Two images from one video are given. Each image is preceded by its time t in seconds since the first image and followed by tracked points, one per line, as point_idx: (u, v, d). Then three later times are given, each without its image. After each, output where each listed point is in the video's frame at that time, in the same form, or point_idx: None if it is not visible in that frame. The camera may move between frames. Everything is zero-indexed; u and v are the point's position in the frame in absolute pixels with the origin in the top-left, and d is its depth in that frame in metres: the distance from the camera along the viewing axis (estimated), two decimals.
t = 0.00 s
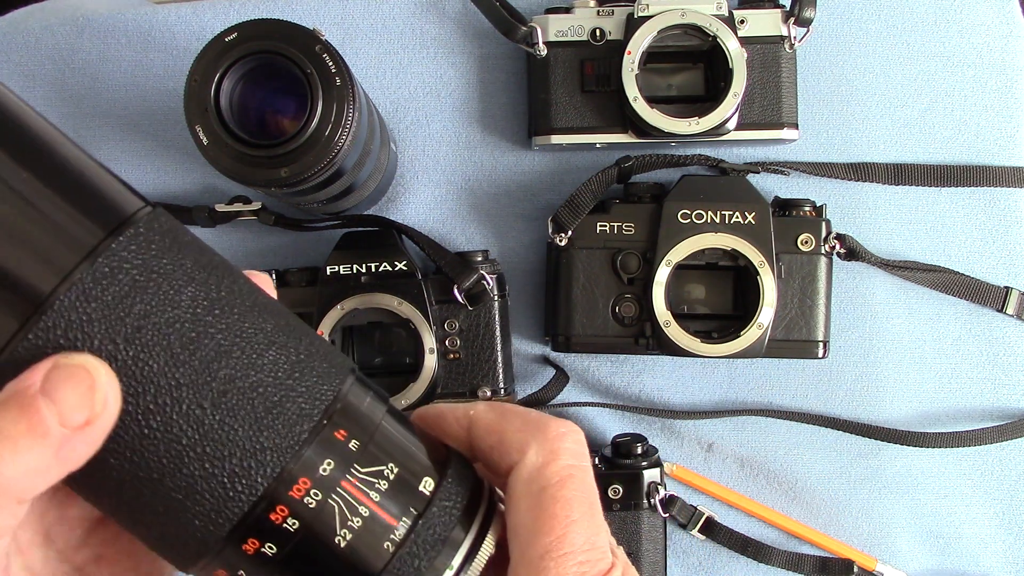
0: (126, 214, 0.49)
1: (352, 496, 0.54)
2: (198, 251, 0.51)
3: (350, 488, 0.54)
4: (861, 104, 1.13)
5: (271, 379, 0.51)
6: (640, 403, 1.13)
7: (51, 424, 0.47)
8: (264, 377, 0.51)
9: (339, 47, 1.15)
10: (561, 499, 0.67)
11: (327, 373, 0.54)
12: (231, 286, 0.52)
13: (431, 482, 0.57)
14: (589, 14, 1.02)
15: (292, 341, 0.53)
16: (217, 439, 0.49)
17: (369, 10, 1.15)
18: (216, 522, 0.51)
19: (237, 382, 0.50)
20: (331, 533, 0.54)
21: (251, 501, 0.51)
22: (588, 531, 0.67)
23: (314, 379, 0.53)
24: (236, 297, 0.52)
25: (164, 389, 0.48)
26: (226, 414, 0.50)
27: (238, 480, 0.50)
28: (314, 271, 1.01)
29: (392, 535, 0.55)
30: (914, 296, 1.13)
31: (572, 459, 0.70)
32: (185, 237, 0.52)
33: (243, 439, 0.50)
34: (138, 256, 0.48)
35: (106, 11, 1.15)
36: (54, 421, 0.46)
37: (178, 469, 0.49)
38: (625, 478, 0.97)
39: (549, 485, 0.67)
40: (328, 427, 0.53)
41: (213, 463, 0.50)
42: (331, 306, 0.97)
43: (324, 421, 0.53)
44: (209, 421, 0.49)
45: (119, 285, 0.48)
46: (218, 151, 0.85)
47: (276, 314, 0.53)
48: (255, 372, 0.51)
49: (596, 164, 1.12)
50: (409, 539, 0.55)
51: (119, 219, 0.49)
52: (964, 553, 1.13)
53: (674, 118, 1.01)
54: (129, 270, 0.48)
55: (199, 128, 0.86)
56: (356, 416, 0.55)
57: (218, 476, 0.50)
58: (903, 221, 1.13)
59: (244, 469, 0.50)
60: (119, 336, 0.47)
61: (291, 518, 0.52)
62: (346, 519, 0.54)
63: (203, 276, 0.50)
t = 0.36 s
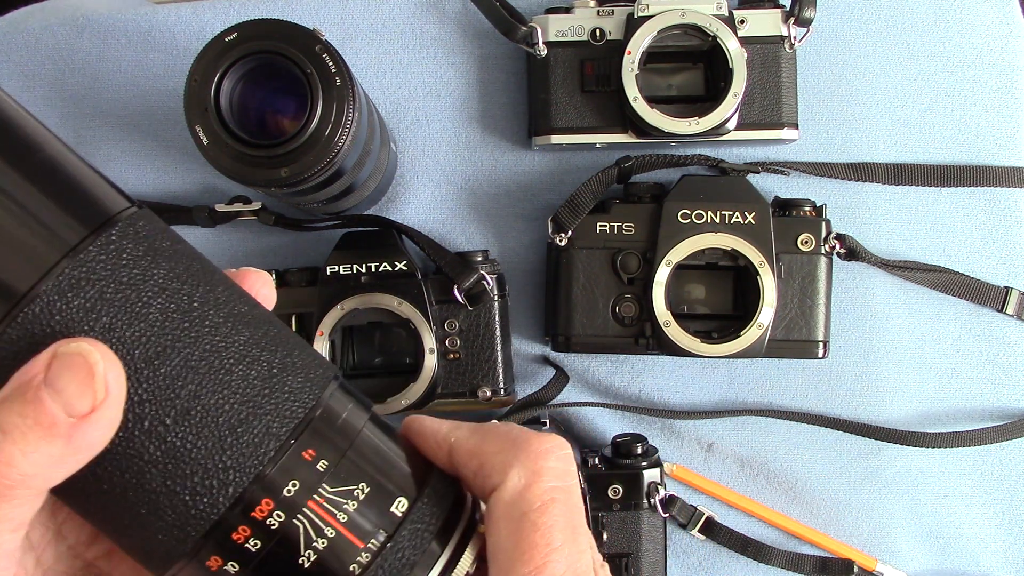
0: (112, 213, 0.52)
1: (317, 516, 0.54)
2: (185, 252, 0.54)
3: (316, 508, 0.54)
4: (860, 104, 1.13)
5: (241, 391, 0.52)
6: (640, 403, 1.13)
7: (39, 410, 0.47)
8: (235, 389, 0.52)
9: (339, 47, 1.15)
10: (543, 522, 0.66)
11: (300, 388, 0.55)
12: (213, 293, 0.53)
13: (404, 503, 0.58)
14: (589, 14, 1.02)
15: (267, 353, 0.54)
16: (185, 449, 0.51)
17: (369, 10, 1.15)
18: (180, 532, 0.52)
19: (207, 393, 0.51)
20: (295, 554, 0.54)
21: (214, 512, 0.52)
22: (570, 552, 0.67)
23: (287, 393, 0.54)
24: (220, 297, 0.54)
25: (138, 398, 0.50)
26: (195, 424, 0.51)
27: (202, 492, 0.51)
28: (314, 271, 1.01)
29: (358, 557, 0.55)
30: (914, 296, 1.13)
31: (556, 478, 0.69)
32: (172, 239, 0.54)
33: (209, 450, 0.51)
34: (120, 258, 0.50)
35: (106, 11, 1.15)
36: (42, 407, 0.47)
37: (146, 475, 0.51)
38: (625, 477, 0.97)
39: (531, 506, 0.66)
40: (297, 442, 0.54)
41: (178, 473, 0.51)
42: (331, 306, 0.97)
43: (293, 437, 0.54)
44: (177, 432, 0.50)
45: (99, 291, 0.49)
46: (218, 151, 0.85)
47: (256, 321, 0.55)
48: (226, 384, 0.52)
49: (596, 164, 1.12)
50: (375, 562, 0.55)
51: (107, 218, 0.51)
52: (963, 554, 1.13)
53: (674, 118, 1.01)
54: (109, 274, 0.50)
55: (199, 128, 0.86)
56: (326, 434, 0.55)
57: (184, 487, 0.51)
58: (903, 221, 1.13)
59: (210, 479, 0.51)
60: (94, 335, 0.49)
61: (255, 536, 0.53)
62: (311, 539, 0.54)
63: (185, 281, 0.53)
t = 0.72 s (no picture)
0: (99, 210, 0.45)
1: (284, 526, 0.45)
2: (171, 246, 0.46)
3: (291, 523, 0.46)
4: (860, 104, 1.13)
5: (227, 392, 0.45)
6: (640, 403, 1.13)
7: (22, 406, 0.45)
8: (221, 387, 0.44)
9: (339, 47, 1.15)
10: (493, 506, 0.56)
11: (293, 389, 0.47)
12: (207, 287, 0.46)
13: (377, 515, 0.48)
14: (589, 14, 1.02)
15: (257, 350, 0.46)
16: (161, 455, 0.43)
17: (369, 10, 1.15)
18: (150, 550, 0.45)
19: (190, 392, 0.44)
20: (265, 566, 0.45)
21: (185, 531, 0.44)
22: (521, 539, 0.57)
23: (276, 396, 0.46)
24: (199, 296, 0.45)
25: (115, 403, 0.43)
26: (175, 427, 0.44)
27: (179, 507, 0.44)
28: (314, 272, 1.01)
29: None
30: (914, 296, 1.13)
31: (506, 462, 0.60)
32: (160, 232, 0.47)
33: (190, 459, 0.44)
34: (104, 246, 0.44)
35: (106, 11, 1.15)
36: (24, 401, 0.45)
37: (118, 482, 0.44)
38: (625, 477, 0.97)
39: (479, 490, 0.56)
40: (285, 450, 0.46)
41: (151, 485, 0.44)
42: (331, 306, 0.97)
43: (277, 445, 0.46)
44: (154, 438, 0.43)
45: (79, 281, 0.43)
46: (218, 151, 0.85)
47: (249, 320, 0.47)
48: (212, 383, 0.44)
49: (596, 164, 1.12)
50: None
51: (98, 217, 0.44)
52: (964, 553, 1.13)
53: (674, 118, 1.01)
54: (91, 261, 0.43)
55: (199, 128, 0.86)
56: (308, 442, 0.47)
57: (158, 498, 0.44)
58: (903, 221, 1.13)
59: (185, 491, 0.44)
60: (75, 332, 0.43)
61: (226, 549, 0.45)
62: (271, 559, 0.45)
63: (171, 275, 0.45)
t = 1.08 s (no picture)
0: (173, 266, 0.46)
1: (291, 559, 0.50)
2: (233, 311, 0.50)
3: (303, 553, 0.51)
4: (860, 104, 1.13)
5: (269, 467, 0.49)
6: (640, 403, 1.13)
7: (65, 434, 0.42)
8: (264, 460, 0.49)
9: (339, 47, 1.15)
10: (436, 525, 0.64)
11: (319, 475, 0.52)
12: (264, 361, 0.51)
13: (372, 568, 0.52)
14: (589, 14, 1.02)
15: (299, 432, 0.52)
16: (197, 515, 0.47)
17: (369, 10, 1.15)
18: None
19: (235, 462, 0.48)
20: None
21: None
22: (468, 549, 0.65)
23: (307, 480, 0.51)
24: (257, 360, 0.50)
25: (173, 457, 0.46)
26: (218, 490, 0.47)
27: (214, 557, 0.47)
28: (314, 272, 1.01)
29: None
30: (914, 296, 1.13)
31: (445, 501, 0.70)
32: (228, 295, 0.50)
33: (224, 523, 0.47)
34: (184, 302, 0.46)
35: (106, 11, 1.15)
36: (70, 429, 0.42)
37: (148, 528, 0.46)
38: (624, 477, 0.97)
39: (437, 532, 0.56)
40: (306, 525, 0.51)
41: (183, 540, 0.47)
42: (331, 306, 0.97)
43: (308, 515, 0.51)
44: (208, 494, 0.47)
45: (157, 333, 0.45)
46: (218, 151, 0.86)
47: (293, 401, 0.52)
48: (259, 452, 0.49)
49: (596, 164, 1.12)
50: None
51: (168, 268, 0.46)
52: (963, 554, 1.12)
53: (674, 118, 1.01)
54: (169, 316, 0.45)
55: (199, 128, 0.86)
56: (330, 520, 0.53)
57: (185, 554, 0.47)
58: (903, 221, 1.13)
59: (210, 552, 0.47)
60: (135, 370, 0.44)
61: None
62: None
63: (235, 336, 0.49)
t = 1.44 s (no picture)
0: (150, 253, 0.50)
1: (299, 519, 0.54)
2: (213, 297, 0.53)
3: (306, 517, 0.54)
4: (860, 104, 1.13)
5: (255, 440, 0.52)
6: (640, 403, 1.13)
7: (91, 402, 0.45)
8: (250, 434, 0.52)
9: (339, 47, 1.15)
10: (417, 538, 0.62)
11: (306, 449, 0.55)
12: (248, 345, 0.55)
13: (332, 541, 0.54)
14: (589, 14, 1.02)
15: (283, 409, 0.55)
16: (187, 489, 0.49)
17: (370, 10, 1.15)
18: None
19: (231, 434, 0.51)
20: None
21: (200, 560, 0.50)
22: (447, 565, 0.63)
23: (294, 454, 0.54)
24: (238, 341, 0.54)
25: (167, 426, 0.49)
26: (211, 462, 0.50)
27: (207, 529, 0.50)
28: (314, 272, 1.01)
29: None
30: (914, 296, 1.13)
31: (439, 506, 0.68)
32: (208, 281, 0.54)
33: (214, 495, 0.50)
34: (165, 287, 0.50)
35: (106, 11, 1.15)
36: (99, 397, 0.45)
37: (146, 499, 0.49)
38: (625, 478, 0.97)
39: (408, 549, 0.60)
40: (294, 502, 0.54)
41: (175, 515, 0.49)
42: (331, 306, 0.97)
43: (296, 493, 0.54)
44: (201, 464, 0.50)
45: (144, 316, 0.49)
46: (218, 151, 0.85)
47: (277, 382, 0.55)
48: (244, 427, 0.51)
49: (596, 164, 1.12)
50: None
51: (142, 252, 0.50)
52: (963, 554, 1.12)
53: (674, 118, 1.01)
54: (152, 300, 0.49)
55: (199, 128, 0.86)
56: (320, 499, 0.56)
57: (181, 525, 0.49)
58: (903, 221, 1.13)
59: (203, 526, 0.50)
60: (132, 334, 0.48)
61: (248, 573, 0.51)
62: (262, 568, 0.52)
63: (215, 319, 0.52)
